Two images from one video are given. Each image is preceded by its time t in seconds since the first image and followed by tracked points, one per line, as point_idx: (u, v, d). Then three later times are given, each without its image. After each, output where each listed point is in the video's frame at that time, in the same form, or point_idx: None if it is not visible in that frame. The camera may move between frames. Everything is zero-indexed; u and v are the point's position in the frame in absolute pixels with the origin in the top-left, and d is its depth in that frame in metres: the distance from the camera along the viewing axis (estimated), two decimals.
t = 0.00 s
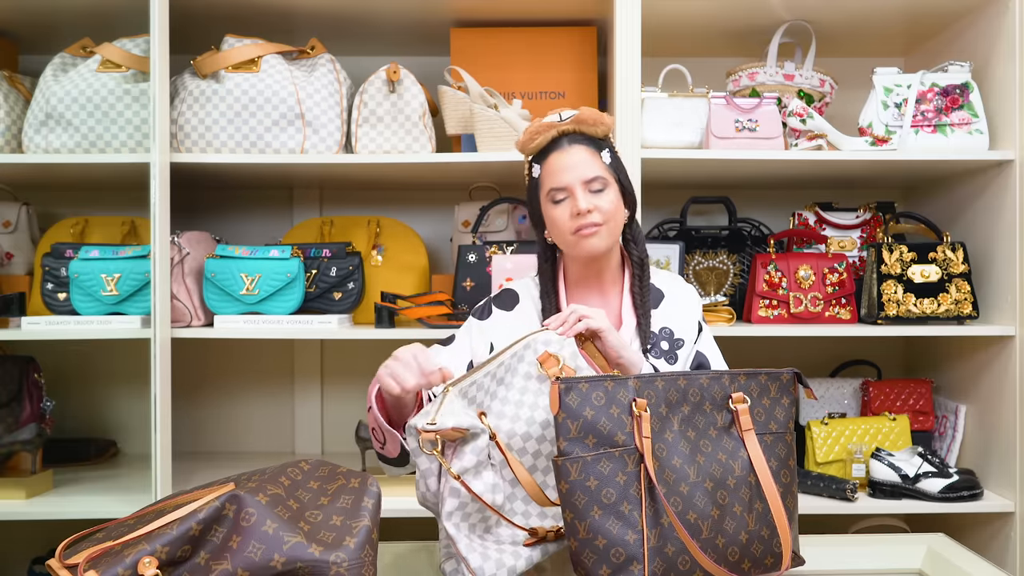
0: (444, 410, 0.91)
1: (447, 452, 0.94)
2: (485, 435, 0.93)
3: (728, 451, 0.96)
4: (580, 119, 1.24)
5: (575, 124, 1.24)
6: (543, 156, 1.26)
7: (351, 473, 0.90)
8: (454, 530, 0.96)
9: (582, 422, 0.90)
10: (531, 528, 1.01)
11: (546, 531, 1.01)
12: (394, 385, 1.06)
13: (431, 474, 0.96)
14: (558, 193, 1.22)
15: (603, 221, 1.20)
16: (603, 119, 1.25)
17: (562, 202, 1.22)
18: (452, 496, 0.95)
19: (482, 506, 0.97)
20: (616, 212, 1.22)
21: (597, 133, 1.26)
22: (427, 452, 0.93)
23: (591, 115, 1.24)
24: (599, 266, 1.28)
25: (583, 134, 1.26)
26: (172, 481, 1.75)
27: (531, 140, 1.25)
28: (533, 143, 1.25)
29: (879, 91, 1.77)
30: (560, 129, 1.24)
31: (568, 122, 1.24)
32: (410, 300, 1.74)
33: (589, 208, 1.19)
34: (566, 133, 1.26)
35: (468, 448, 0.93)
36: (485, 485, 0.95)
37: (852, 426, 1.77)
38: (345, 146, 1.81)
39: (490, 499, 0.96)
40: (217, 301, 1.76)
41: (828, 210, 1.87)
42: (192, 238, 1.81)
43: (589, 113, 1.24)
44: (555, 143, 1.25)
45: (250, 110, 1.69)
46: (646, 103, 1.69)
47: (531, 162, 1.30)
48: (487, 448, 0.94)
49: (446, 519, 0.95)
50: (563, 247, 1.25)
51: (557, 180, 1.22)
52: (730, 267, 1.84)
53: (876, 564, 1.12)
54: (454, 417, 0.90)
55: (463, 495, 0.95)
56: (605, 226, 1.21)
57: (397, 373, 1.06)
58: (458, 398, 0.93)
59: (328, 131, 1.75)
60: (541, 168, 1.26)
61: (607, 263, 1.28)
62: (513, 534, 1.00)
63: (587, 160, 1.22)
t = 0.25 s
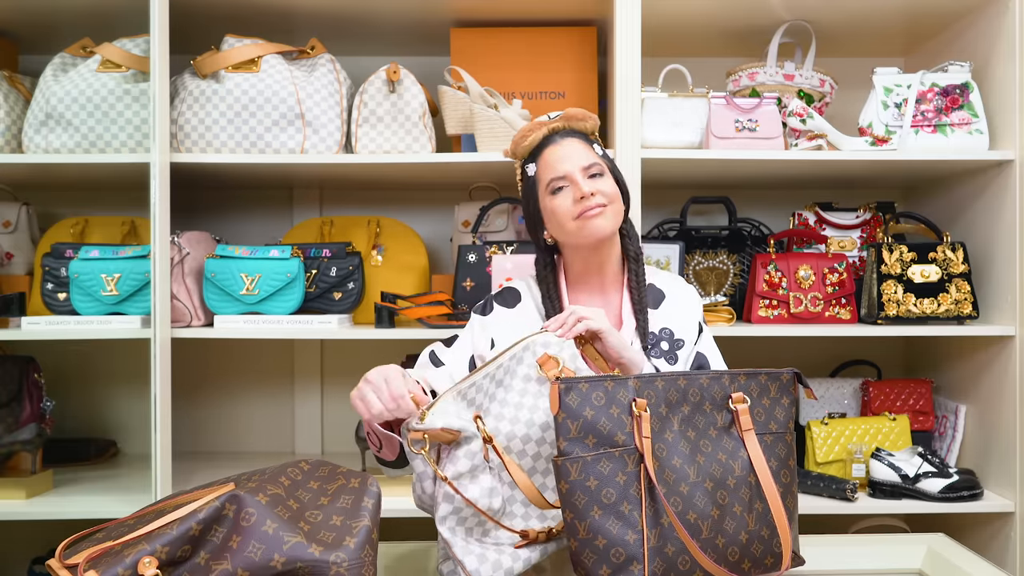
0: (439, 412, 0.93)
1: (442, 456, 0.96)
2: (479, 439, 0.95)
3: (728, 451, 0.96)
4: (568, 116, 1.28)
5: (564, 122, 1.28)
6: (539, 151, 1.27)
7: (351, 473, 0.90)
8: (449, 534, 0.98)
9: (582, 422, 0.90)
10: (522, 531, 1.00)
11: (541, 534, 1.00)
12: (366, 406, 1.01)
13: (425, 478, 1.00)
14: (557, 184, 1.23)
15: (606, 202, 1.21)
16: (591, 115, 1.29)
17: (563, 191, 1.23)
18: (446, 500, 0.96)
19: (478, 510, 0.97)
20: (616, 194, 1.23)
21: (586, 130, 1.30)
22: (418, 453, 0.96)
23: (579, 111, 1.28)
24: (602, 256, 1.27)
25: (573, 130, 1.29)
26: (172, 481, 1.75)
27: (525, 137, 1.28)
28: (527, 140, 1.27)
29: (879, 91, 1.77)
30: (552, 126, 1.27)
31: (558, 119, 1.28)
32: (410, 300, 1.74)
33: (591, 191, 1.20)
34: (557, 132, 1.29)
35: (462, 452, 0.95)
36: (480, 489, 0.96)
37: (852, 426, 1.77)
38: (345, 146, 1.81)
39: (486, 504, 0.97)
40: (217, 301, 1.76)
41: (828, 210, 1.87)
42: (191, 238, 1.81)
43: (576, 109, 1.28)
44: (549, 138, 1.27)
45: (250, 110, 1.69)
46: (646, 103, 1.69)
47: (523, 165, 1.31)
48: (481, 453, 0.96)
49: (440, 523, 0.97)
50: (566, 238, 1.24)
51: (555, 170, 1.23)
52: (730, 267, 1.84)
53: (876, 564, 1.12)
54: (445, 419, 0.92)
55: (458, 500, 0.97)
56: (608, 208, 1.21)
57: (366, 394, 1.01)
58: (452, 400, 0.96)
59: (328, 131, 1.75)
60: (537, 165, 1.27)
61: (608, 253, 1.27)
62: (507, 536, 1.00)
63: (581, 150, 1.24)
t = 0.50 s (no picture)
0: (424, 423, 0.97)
1: (435, 462, 0.98)
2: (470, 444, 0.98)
3: (728, 451, 0.96)
4: (570, 113, 1.26)
5: (566, 119, 1.27)
6: (540, 151, 1.26)
7: (351, 473, 0.90)
8: (446, 538, 0.99)
9: (582, 422, 0.91)
10: (516, 534, 1.00)
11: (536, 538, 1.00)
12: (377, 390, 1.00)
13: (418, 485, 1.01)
14: (559, 183, 1.22)
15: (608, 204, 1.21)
16: (593, 114, 1.28)
17: (564, 190, 1.22)
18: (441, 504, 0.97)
19: (474, 514, 0.98)
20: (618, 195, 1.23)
21: (588, 128, 1.29)
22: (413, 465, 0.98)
23: (580, 109, 1.27)
24: (602, 256, 1.25)
25: (575, 127, 1.28)
26: (172, 481, 1.75)
27: (527, 135, 1.27)
28: (529, 138, 1.26)
29: (879, 91, 1.77)
30: (554, 125, 1.26)
31: (560, 116, 1.27)
32: (410, 300, 1.74)
33: (593, 192, 1.20)
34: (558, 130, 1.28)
35: (453, 455, 0.97)
36: (475, 493, 0.98)
37: (852, 426, 1.77)
38: (345, 146, 1.81)
39: (481, 508, 0.98)
40: (217, 301, 1.76)
41: (828, 210, 1.87)
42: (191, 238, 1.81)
43: (579, 107, 1.27)
44: (550, 137, 1.26)
45: (250, 110, 1.69)
46: (646, 103, 1.69)
47: (523, 162, 1.30)
48: (473, 455, 0.98)
49: (436, 528, 0.98)
50: (566, 238, 1.24)
51: (557, 170, 1.23)
52: (730, 267, 1.84)
53: (876, 564, 1.12)
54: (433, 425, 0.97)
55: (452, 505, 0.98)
56: (609, 209, 1.21)
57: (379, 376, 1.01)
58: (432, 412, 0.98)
59: (328, 131, 1.75)
60: (538, 164, 1.26)
61: (608, 254, 1.25)
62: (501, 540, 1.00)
63: (583, 150, 1.24)
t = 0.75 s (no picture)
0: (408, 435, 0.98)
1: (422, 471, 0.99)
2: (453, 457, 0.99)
3: (727, 451, 0.96)
4: (578, 130, 1.24)
5: (574, 136, 1.24)
6: (547, 169, 1.25)
7: (351, 473, 0.90)
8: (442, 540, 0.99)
9: (581, 422, 0.91)
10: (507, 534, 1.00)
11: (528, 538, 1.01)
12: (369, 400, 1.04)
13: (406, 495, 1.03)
14: (566, 203, 1.22)
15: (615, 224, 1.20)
16: (601, 130, 1.26)
17: (572, 209, 1.22)
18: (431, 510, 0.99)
19: (465, 518, 0.99)
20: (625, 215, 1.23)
21: (596, 143, 1.26)
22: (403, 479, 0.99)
23: (588, 124, 1.25)
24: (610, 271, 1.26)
25: (583, 144, 1.26)
26: (172, 481, 1.75)
27: (535, 153, 1.25)
28: (536, 157, 1.24)
29: (879, 91, 1.77)
30: (561, 142, 1.24)
31: (567, 134, 1.24)
32: (410, 300, 1.74)
33: (600, 212, 1.19)
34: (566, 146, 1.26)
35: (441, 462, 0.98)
36: (464, 497, 1.00)
37: (852, 426, 1.77)
38: (345, 146, 1.81)
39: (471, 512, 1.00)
40: (217, 301, 1.76)
41: (828, 210, 1.87)
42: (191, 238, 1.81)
43: (585, 124, 1.25)
44: (557, 155, 1.24)
45: (249, 111, 1.69)
46: (646, 103, 1.69)
47: (532, 177, 1.29)
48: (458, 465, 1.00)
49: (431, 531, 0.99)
50: (573, 255, 1.24)
51: (564, 190, 1.22)
52: (730, 267, 1.84)
53: (875, 564, 1.12)
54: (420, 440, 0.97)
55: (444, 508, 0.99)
56: (617, 228, 1.21)
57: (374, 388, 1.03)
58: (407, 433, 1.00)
59: (328, 131, 1.75)
60: (547, 181, 1.25)
61: (616, 269, 1.25)
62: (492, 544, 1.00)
63: (590, 168, 1.22)
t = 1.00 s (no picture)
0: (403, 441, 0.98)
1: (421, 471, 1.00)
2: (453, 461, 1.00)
3: (727, 451, 0.96)
4: (589, 140, 1.24)
5: (585, 145, 1.24)
6: (557, 176, 1.25)
7: (351, 473, 0.90)
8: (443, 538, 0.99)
9: (581, 422, 0.91)
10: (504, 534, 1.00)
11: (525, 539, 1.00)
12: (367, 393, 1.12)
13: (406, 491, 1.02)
14: (573, 210, 1.21)
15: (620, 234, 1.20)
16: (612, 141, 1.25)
17: (579, 217, 1.21)
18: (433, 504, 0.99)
19: (465, 515, 0.99)
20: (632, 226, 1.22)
21: (607, 153, 1.26)
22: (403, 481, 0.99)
23: (600, 136, 1.25)
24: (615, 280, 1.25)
25: (594, 154, 1.25)
26: (173, 481, 1.75)
27: (546, 161, 1.24)
28: (547, 164, 1.24)
29: (879, 91, 1.77)
30: (571, 151, 1.24)
31: (578, 144, 1.24)
32: (410, 300, 1.74)
33: (607, 222, 1.19)
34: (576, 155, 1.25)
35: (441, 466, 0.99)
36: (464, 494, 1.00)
37: (852, 426, 1.77)
38: (345, 146, 1.81)
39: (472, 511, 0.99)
40: (217, 301, 1.76)
41: (828, 210, 1.87)
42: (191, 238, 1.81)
43: (597, 134, 1.24)
44: (567, 164, 1.24)
45: (249, 111, 1.69)
46: (646, 103, 1.69)
47: (542, 184, 1.29)
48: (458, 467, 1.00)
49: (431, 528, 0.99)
50: (578, 262, 1.24)
51: (573, 197, 1.21)
52: (730, 267, 1.84)
53: (875, 564, 1.12)
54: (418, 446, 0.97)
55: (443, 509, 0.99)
56: (622, 239, 1.20)
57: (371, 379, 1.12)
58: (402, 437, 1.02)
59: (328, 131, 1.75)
60: (556, 189, 1.25)
61: (621, 279, 1.25)
62: (490, 543, 1.00)
63: (599, 177, 1.22)
